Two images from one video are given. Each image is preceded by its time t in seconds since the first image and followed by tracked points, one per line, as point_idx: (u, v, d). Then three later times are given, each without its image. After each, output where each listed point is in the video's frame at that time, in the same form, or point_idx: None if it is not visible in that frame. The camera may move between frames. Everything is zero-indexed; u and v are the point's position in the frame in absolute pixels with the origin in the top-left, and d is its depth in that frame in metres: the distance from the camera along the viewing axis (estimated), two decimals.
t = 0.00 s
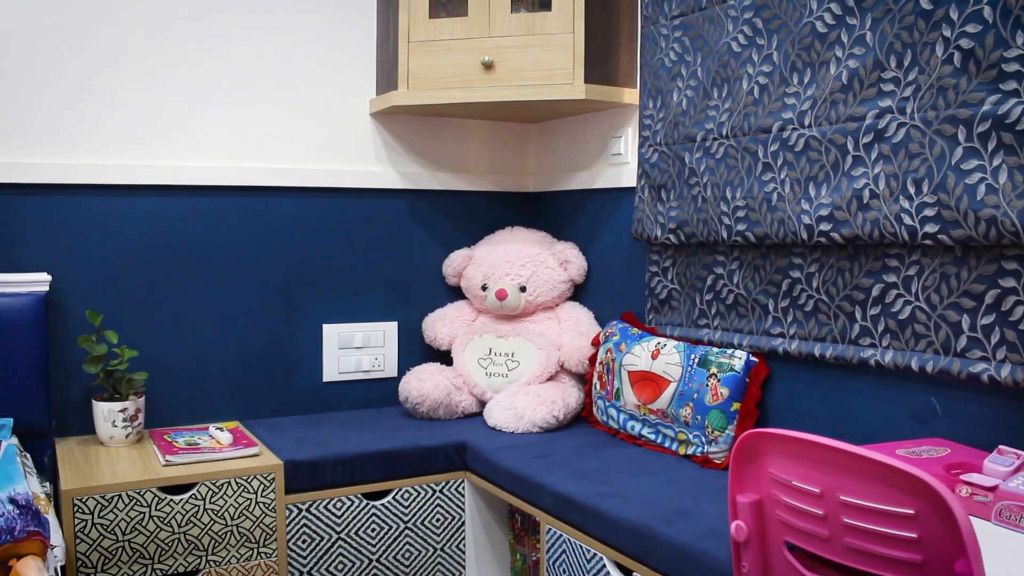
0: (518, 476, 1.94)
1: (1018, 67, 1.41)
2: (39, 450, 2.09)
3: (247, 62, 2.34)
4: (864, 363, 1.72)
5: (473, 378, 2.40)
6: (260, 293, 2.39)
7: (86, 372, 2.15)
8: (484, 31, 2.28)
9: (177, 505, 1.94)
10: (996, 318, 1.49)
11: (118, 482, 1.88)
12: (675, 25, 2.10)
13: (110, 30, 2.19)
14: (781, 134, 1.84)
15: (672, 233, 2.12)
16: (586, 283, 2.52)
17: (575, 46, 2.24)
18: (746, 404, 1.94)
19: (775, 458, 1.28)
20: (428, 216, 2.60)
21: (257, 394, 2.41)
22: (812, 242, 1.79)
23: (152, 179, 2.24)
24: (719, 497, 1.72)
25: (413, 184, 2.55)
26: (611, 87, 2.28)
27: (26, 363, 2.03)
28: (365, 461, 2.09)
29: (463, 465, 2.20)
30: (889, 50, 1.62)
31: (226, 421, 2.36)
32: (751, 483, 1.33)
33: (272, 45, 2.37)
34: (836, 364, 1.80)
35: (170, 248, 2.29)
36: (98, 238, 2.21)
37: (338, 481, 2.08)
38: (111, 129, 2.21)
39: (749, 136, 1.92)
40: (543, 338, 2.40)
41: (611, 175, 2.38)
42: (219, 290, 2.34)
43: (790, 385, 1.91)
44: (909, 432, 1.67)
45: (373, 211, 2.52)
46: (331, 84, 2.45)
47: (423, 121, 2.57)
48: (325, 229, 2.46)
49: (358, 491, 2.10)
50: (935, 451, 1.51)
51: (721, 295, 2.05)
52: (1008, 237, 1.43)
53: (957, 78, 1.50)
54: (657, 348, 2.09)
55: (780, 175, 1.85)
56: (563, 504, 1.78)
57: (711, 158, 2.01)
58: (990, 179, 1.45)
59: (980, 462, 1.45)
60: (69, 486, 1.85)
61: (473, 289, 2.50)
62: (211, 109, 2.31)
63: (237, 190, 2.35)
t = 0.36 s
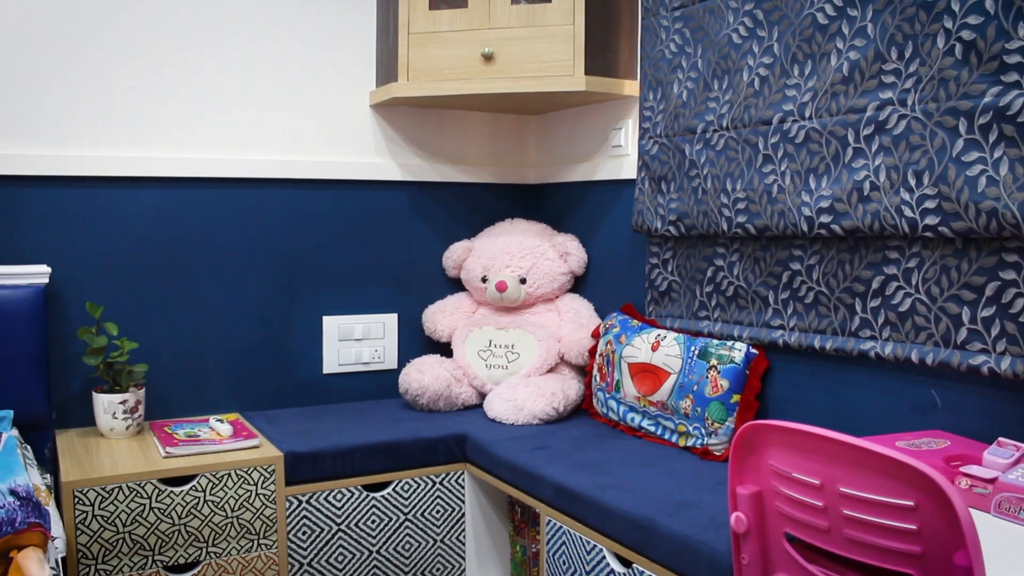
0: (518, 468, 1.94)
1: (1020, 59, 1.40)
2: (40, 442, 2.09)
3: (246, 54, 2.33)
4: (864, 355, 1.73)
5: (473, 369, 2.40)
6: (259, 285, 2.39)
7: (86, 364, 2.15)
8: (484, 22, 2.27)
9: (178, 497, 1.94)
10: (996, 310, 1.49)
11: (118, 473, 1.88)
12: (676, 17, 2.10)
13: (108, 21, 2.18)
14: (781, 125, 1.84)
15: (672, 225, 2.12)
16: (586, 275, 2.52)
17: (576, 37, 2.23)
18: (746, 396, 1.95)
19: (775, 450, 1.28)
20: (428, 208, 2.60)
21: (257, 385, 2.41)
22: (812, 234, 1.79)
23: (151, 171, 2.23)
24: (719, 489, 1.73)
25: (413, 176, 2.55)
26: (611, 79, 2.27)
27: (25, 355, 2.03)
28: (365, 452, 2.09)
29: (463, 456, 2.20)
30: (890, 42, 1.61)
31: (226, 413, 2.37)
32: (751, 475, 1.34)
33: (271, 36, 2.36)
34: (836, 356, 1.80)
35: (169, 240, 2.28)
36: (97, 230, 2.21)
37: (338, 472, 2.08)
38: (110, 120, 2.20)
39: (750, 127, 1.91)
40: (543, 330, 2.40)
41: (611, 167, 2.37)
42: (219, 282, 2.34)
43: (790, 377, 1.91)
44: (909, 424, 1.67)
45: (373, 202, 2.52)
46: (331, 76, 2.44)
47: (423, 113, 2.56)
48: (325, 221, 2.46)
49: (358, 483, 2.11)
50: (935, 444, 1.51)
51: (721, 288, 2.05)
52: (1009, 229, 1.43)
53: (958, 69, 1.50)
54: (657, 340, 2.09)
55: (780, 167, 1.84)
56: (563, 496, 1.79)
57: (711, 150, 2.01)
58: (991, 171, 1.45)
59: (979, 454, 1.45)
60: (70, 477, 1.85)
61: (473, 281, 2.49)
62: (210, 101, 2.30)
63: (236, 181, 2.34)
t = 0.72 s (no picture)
0: (518, 459, 1.95)
1: (1021, 51, 1.40)
2: (40, 434, 2.09)
3: (245, 45, 2.33)
4: (864, 348, 1.73)
5: (473, 361, 2.40)
6: (259, 277, 2.39)
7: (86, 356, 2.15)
8: (484, 13, 2.26)
9: (178, 489, 1.95)
10: (996, 302, 1.49)
11: (118, 465, 1.88)
12: (676, 8, 2.09)
13: (107, 12, 2.18)
14: (782, 117, 1.84)
15: (672, 217, 2.12)
16: (586, 267, 2.52)
17: (576, 29, 2.22)
18: (746, 388, 1.95)
19: (774, 442, 1.28)
20: (428, 199, 2.59)
21: (258, 377, 2.41)
22: (812, 226, 1.79)
23: (151, 162, 2.23)
24: (719, 480, 1.73)
25: (413, 168, 2.55)
26: (612, 70, 2.27)
27: (26, 346, 2.03)
28: (365, 444, 2.10)
29: (463, 448, 2.21)
30: (891, 33, 1.61)
31: (226, 405, 2.37)
32: (750, 466, 1.34)
33: (271, 28, 2.35)
34: (836, 348, 1.80)
35: (169, 232, 2.28)
36: (97, 222, 2.20)
37: (338, 464, 2.08)
38: (109, 112, 2.20)
39: (751, 119, 1.91)
40: (543, 321, 2.40)
41: (611, 159, 2.37)
42: (219, 274, 2.34)
43: (790, 369, 1.91)
44: (909, 416, 1.67)
45: (373, 194, 2.51)
46: (330, 67, 2.43)
47: (423, 104, 2.55)
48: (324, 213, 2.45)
49: (358, 474, 2.11)
50: (934, 436, 1.51)
51: (722, 280, 2.05)
52: (1009, 222, 1.43)
53: (960, 61, 1.49)
54: (657, 332, 2.09)
55: (781, 159, 1.84)
56: (563, 487, 1.79)
57: (712, 142, 2.00)
58: (992, 163, 1.45)
59: (979, 446, 1.45)
60: (70, 469, 1.85)
61: (473, 273, 2.49)
62: (209, 92, 2.29)
63: (236, 173, 2.34)
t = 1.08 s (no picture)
0: (518, 451, 1.95)
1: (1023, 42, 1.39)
2: (41, 426, 2.09)
3: (244, 36, 2.32)
4: (864, 340, 1.73)
5: (473, 353, 2.41)
6: (258, 269, 2.38)
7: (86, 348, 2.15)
8: (484, 5, 2.26)
9: (179, 481, 1.95)
10: (996, 295, 1.49)
11: (119, 457, 1.89)
12: None
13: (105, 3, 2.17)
14: (782, 109, 1.83)
15: (673, 209, 2.12)
16: (586, 259, 2.52)
17: (576, 20, 2.22)
18: (745, 380, 1.95)
19: (775, 434, 1.28)
20: (428, 191, 2.59)
21: (258, 369, 2.41)
22: (812, 218, 1.78)
23: (150, 154, 2.22)
24: (719, 472, 1.73)
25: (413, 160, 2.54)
26: (612, 62, 2.26)
27: (25, 338, 2.02)
28: (365, 436, 2.10)
29: (463, 440, 2.21)
30: (892, 25, 1.60)
31: (226, 397, 2.37)
32: (750, 458, 1.34)
33: (270, 19, 2.35)
34: (836, 340, 1.80)
35: (169, 224, 2.28)
36: (96, 214, 2.20)
37: (338, 456, 2.09)
38: (108, 104, 2.19)
39: (751, 111, 1.90)
40: (543, 314, 2.40)
41: (612, 151, 2.37)
42: (218, 266, 2.34)
43: (790, 361, 1.91)
44: (909, 408, 1.67)
45: (372, 186, 2.51)
46: (330, 59, 2.43)
47: (423, 96, 2.55)
48: (324, 205, 2.45)
49: (358, 466, 2.11)
50: (934, 428, 1.51)
51: (722, 272, 2.05)
52: (1010, 214, 1.43)
53: (961, 52, 1.49)
54: (657, 324, 2.09)
55: (781, 151, 1.84)
56: (563, 479, 1.79)
57: (712, 134, 2.00)
58: (993, 155, 1.45)
59: (979, 438, 1.45)
60: (71, 461, 1.85)
61: (473, 265, 2.49)
62: (208, 84, 2.29)
63: (235, 165, 2.33)
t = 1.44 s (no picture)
0: (518, 443, 1.95)
1: None
2: (41, 418, 2.09)
3: (243, 28, 2.31)
4: (864, 332, 1.73)
5: (473, 345, 2.41)
6: (258, 261, 2.38)
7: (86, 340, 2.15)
8: None
9: (179, 473, 1.95)
10: (997, 287, 1.49)
11: (119, 449, 1.89)
12: None
13: None
14: (783, 101, 1.83)
15: (673, 201, 2.12)
16: (586, 251, 2.52)
17: (576, 12, 2.21)
18: (745, 372, 1.95)
19: (774, 426, 1.28)
20: (428, 183, 2.59)
21: (258, 361, 2.41)
22: (813, 210, 1.78)
23: (149, 146, 2.22)
24: (718, 464, 1.73)
25: (413, 152, 2.54)
26: (612, 54, 2.26)
27: (25, 330, 2.02)
28: (365, 428, 2.10)
29: (463, 432, 2.21)
30: (893, 16, 1.60)
31: (226, 389, 2.37)
32: (750, 450, 1.34)
33: (269, 10, 2.34)
34: (836, 332, 1.80)
35: (169, 216, 2.27)
36: (95, 206, 2.20)
37: (338, 448, 2.09)
38: (106, 96, 2.18)
39: (751, 103, 1.90)
40: (543, 306, 2.40)
41: (612, 143, 2.36)
42: (218, 258, 2.34)
43: (790, 353, 1.92)
44: (909, 400, 1.68)
45: (372, 178, 2.50)
46: (329, 50, 2.42)
47: (423, 88, 2.54)
48: (324, 197, 2.45)
49: (358, 458, 2.11)
50: (934, 420, 1.52)
51: (722, 264, 2.05)
52: (1011, 206, 1.43)
53: (963, 44, 1.48)
54: (657, 316, 2.10)
55: (782, 143, 1.84)
56: (563, 471, 1.80)
57: (713, 126, 2.00)
58: (994, 147, 1.45)
59: (978, 431, 1.46)
60: (71, 453, 1.86)
61: (473, 257, 2.49)
62: (206, 75, 2.28)
63: (234, 157, 2.33)
